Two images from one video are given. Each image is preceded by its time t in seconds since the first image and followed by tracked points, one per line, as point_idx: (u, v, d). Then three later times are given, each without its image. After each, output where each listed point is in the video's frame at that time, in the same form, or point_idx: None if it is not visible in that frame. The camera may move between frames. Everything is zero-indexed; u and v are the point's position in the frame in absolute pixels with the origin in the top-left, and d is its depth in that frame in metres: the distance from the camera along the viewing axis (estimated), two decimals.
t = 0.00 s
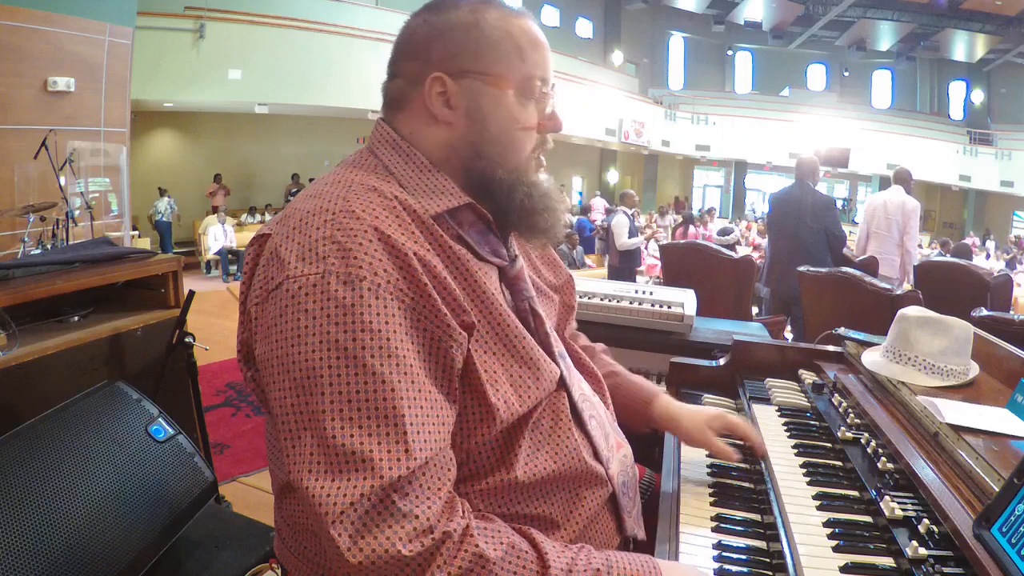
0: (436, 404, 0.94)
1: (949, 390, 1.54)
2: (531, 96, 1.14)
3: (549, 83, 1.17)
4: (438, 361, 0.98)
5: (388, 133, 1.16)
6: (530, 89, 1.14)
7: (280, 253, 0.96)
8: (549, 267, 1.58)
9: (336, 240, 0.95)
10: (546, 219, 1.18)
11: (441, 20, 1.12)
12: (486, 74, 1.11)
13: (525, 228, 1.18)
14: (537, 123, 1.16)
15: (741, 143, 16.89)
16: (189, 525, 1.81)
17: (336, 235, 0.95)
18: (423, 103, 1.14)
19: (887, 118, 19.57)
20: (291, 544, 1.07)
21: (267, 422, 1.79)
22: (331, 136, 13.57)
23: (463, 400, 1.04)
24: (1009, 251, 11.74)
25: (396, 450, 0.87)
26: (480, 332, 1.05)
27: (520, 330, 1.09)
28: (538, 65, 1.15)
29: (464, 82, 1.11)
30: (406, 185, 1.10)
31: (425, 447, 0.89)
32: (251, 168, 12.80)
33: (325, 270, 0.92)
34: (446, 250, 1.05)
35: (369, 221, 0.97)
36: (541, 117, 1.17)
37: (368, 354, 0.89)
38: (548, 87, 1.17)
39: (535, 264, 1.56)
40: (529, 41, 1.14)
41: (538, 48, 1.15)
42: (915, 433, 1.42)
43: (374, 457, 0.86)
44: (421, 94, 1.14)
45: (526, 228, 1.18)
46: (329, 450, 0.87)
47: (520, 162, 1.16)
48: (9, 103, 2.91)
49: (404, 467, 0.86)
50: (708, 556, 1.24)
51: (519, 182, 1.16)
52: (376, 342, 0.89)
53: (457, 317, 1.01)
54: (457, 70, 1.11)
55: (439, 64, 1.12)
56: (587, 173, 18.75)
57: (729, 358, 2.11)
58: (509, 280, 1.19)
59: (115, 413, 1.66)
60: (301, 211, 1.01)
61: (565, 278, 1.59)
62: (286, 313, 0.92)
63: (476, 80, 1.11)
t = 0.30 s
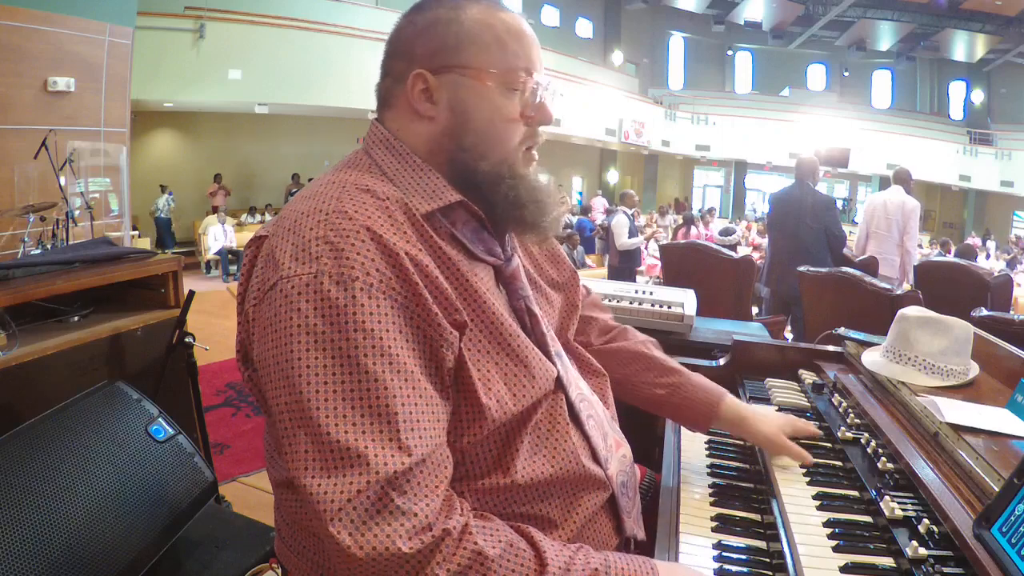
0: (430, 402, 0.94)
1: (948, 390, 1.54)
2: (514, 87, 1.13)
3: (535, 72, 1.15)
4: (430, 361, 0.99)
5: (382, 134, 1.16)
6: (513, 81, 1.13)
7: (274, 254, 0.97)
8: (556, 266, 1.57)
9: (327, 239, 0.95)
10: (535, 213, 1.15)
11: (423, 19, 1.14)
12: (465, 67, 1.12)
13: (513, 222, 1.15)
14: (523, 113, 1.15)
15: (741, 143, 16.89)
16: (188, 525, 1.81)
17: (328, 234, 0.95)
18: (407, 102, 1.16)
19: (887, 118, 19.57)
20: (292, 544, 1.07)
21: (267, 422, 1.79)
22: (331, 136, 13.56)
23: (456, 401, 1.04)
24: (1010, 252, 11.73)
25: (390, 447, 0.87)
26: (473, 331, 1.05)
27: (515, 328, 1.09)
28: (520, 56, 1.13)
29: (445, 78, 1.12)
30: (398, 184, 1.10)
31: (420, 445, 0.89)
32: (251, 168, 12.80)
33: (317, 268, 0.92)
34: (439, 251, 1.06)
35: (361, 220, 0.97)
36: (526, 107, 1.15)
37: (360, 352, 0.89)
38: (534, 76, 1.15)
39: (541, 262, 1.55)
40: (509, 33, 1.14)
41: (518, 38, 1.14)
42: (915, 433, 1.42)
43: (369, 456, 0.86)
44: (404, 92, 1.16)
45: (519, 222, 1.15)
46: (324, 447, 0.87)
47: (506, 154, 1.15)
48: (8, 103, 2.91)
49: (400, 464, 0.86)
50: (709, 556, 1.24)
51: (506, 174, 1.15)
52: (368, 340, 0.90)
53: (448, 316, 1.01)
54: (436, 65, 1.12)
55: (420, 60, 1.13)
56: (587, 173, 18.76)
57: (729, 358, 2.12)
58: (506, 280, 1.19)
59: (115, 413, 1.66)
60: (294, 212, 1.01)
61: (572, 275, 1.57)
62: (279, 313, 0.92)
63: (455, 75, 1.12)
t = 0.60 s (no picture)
0: (422, 404, 0.94)
1: (948, 390, 1.54)
2: (506, 81, 1.13)
3: (528, 64, 1.15)
4: (423, 362, 0.99)
5: (381, 133, 1.16)
6: (505, 75, 1.13)
7: (268, 253, 0.97)
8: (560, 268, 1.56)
9: (319, 239, 0.95)
10: (529, 210, 1.15)
11: (414, 18, 1.15)
12: (455, 64, 1.12)
13: (509, 220, 1.15)
14: (517, 108, 1.14)
15: (741, 143, 16.88)
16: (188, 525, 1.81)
17: (321, 233, 0.95)
18: (400, 102, 1.16)
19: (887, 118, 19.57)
20: (286, 541, 1.08)
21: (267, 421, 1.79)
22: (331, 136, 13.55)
23: (449, 404, 1.04)
24: (1010, 251, 11.74)
25: (377, 451, 0.87)
26: (468, 334, 1.05)
27: (511, 331, 1.09)
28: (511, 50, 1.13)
29: (437, 76, 1.12)
30: (394, 182, 1.10)
31: (408, 450, 0.89)
32: (251, 168, 12.80)
33: (308, 269, 0.92)
34: (434, 254, 1.06)
35: (355, 221, 0.98)
36: (518, 101, 1.14)
37: (348, 354, 0.90)
38: (527, 68, 1.14)
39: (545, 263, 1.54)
40: (499, 27, 1.13)
41: (507, 30, 1.14)
42: (915, 433, 1.42)
43: (356, 459, 0.86)
44: (397, 92, 1.17)
45: (514, 220, 1.15)
46: (311, 449, 0.87)
47: (497, 151, 1.15)
48: (8, 103, 2.90)
49: (387, 468, 0.86)
50: (708, 556, 1.24)
51: (499, 170, 1.14)
52: (357, 342, 0.90)
53: (442, 318, 1.01)
54: (426, 63, 1.13)
55: (411, 59, 1.14)
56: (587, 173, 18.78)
57: (729, 358, 2.12)
58: (505, 281, 1.19)
59: (116, 413, 1.67)
60: (290, 210, 1.01)
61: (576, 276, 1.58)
62: (270, 312, 0.92)
63: (444, 72, 1.12)
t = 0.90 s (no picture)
0: (409, 413, 0.94)
1: (949, 390, 1.54)
2: (511, 63, 1.13)
3: (527, 47, 1.15)
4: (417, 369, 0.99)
5: (383, 133, 1.17)
6: (509, 58, 1.13)
7: (264, 255, 0.97)
8: (560, 272, 1.56)
9: (314, 241, 0.95)
10: (543, 200, 1.16)
11: (410, 20, 1.15)
12: (459, 56, 1.12)
13: (521, 210, 1.15)
14: (527, 89, 1.14)
15: (741, 143, 16.88)
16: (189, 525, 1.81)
17: (315, 237, 0.95)
18: (404, 103, 1.16)
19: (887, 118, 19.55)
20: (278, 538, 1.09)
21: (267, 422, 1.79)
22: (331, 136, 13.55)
23: (445, 411, 1.04)
24: (1009, 252, 11.74)
25: (354, 459, 0.86)
26: (465, 340, 1.04)
27: (512, 337, 1.09)
28: (507, 31, 1.14)
29: (440, 73, 1.12)
30: (396, 182, 1.10)
31: (387, 459, 0.89)
32: (250, 168, 12.80)
33: (300, 271, 0.92)
34: (434, 259, 1.06)
35: (354, 225, 0.97)
36: (527, 83, 1.14)
37: (334, 359, 0.89)
38: (527, 50, 1.15)
39: (547, 263, 1.54)
40: (495, 17, 1.15)
41: (502, 18, 1.15)
42: (915, 433, 1.42)
43: (329, 468, 0.86)
44: (402, 96, 1.16)
45: (526, 210, 1.15)
46: (292, 455, 0.88)
47: (513, 139, 1.14)
48: (8, 103, 2.90)
49: (360, 478, 0.86)
50: (708, 556, 1.24)
51: (510, 160, 1.14)
52: (344, 348, 0.90)
53: (437, 324, 1.00)
54: (430, 62, 1.13)
55: (414, 61, 1.14)
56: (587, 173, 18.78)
57: (729, 358, 2.12)
58: (508, 282, 1.20)
59: (116, 412, 1.67)
60: (291, 211, 1.01)
61: (578, 277, 1.57)
62: (263, 316, 0.93)
63: (450, 66, 1.12)
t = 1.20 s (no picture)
0: (418, 409, 0.94)
1: (948, 390, 1.54)
2: (499, 53, 1.13)
3: (514, 35, 1.15)
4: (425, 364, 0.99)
5: (381, 131, 1.17)
6: (497, 47, 1.13)
7: (269, 252, 0.97)
8: (562, 272, 1.55)
9: (319, 238, 0.95)
10: (543, 186, 1.16)
11: (398, 21, 1.16)
12: (449, 51, 1.12)
13: (520, 199, 1.15)
14: (518, 77, 1.14)
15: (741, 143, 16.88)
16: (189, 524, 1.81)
17: (321, 233, 0.96)
18: (397, 102, 1.16)
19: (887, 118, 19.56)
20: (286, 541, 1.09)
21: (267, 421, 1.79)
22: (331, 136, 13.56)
23: (452, 407, 1.04)
24: (1010, 251, 11.74)
25: (367, 456, 0.87)
26: (472, 335, 1.04)
27: (517, 332, 1.09)
28: (495, 24, 1.14)
29: (431, 70, 1.13)
30: (398, 175, 1.10)
31: (399, 456, 0.89)
32: (250, 168, 12.79)
33: (308, 267, 0.93)
34: (440, 253, 1.06)
35: (357, 219, 0.98)
36: (517, 72, 1.14)
37: (344, 354, 0.89)
38: (515, 38, 1.15)
39: (549, 261, 1.54)
40: (479, 8, 1.15)
41: (488, 10, 1.15)
42: (915, 432, 1.42)
43: (343, 464, 0.86)
44: (394, 94, 1.17)
45: (526, 198, 1.15)
46: (303, 453, 0.88)
47: (506, 129, 1.14)
48: (8, 103, 2.90)
49: (376, 474, 0.86)
50: (709, 556, 1.24)
51: (506, 148, 1.13)
52: (351, 342, 0.90)
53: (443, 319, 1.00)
54: (420, 59, 1.13)
55: (404, 60, 1.14)
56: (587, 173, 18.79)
57: (729, 358, 2.12)
58: (510, 275, 1.19)
59: (115, 413, 1.67)
60: (293, 208, 1.01)
61: (579, 273, 1.57)
62: (270, 313, 0.93)
63: (440, 62, 1.12)
